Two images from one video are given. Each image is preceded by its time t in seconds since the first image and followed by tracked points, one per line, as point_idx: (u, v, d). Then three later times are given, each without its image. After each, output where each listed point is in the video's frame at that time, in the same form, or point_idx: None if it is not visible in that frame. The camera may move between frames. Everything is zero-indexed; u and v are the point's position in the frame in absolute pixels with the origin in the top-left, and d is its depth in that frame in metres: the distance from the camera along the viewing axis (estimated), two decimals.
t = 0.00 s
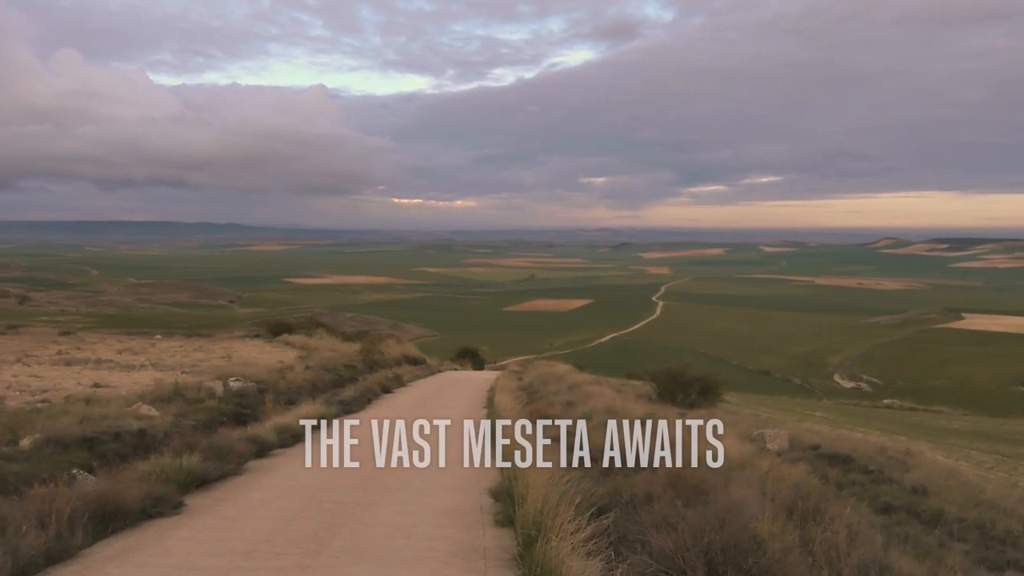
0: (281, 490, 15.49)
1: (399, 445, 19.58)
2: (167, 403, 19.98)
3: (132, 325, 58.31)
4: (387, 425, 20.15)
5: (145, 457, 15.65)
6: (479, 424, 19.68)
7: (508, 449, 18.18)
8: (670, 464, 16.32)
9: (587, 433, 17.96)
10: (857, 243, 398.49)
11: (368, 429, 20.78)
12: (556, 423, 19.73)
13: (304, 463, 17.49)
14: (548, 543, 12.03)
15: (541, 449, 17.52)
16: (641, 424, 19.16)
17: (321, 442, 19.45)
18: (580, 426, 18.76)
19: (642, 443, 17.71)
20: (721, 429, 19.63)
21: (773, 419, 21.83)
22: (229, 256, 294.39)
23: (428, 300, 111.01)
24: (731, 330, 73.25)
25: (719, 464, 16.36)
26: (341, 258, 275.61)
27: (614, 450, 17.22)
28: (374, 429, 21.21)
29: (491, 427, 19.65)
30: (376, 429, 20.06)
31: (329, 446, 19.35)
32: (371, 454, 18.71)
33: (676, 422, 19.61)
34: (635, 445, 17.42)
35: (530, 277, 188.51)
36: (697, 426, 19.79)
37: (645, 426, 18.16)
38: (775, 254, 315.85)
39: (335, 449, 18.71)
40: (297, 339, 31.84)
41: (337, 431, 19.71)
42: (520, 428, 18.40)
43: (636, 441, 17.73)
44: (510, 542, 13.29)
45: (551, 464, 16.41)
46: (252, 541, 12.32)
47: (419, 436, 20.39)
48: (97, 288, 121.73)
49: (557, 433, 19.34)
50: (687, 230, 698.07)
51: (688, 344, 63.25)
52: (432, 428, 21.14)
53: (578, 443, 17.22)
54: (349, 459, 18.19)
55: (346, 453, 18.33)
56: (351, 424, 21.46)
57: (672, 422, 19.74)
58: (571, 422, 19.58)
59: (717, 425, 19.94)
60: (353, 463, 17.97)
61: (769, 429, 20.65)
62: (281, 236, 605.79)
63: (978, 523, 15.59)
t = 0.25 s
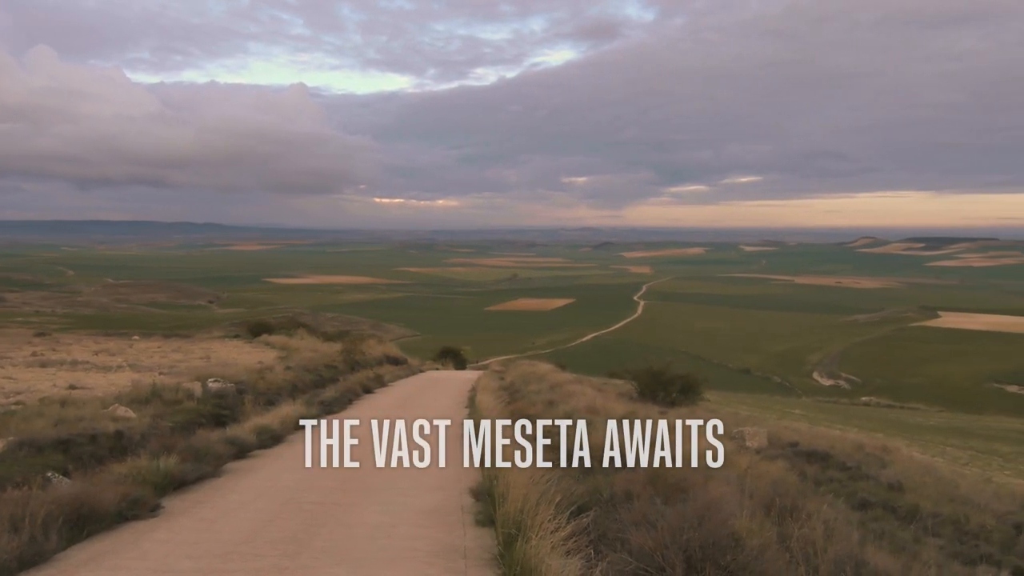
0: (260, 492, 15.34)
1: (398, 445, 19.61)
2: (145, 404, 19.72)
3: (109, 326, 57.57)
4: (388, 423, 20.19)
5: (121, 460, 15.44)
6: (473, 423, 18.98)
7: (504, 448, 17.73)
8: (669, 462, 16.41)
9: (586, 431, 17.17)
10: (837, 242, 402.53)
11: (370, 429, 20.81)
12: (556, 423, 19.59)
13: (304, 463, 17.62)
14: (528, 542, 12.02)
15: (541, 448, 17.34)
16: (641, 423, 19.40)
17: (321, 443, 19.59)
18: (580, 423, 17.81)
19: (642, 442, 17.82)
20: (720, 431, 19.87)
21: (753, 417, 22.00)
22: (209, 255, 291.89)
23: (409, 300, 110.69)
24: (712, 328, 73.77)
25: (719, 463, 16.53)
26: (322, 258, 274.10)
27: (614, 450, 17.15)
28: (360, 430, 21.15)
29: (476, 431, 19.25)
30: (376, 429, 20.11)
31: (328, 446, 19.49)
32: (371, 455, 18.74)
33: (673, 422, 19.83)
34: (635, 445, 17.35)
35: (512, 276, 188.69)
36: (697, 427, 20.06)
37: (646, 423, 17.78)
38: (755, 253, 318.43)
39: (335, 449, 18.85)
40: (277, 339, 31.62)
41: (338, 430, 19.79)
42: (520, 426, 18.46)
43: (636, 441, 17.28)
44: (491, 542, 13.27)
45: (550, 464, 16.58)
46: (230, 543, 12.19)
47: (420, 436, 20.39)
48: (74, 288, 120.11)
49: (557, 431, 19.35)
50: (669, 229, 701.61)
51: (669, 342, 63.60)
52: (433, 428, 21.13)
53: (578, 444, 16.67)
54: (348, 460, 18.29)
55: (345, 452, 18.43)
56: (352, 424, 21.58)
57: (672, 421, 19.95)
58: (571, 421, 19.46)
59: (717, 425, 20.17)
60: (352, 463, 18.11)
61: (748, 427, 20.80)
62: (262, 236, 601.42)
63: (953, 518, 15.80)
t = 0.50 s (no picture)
0: (239, 493, 15.21)
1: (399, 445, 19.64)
2: (121, 406, 19.47)
3: (84, 327, 56.80)
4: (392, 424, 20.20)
5: (97, 463, 15.24)
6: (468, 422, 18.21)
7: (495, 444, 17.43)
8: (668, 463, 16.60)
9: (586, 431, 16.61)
10: (816, 242, 406.44)
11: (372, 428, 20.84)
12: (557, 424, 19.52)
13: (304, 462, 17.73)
14: (508, 542, 12.02)
15: (541, 449, 17.14)
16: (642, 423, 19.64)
17: (323, 440, 19.75)
18: (579, 424, 17.19)
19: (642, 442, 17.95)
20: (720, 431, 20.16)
21: (733, 415, 22.17)
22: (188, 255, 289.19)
23: (391, 300, 110.40)
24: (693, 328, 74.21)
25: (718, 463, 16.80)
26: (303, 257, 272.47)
27: (614, 450, 17.11)
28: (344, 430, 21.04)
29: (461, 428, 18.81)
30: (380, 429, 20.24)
31: (329, 445, 19.60)
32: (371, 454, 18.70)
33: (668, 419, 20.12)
34: (636, 444, 17.35)
35: (494, 276, 188.96)
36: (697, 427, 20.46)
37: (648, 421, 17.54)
38: (735, 252, 320.79)
39: (335, 449, 18.95)
40: (257, 340, 31.39)
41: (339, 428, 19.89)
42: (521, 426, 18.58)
43: (636, 441, 16.96)
44: (471, 542, 13.25)
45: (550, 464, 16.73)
46: (208, 545, 12.08)
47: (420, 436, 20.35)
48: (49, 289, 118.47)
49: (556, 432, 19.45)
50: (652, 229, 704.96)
51: (650, 341, 63.92)
52: (433, 428, 21.12)
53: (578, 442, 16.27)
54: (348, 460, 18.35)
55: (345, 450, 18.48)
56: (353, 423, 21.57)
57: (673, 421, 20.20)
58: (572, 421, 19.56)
59: (717, 425, 20.44)
60: (352, 463, 18.11)
61: (727, 425, 20.96)
62: (243, 236, 596.65)
63: (928, 514, 16.02)
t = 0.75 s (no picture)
0: (217, 495, 15.07)
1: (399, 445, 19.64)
2: (98, 408, 19.21)
3: (59, 328, 55.97)
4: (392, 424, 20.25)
5: (72, 465, 15.03)
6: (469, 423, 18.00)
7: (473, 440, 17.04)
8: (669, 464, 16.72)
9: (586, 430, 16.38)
10: (796, 241, 410.29)
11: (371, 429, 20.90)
12: (556, 424, 19.54)
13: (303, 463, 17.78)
14: (489, 541, 11.99)
15: (541, 449, 17.04)
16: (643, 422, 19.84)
17: (322, 440, 19.82)
18: (579, 424, 16.87)
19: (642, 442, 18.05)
20: (720, 431, 20.33)
21: (713, 413, 22.31)
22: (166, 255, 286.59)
23: (372, 300, 109.98)
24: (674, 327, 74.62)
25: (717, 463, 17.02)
26: (284, 258, 270.73)
27: (614, 450, 17.08)
28: (329, 430, 20.93)
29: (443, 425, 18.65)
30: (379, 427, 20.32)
31: (329, 445, 19.63)
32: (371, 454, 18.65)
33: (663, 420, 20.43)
34: (635, 444, 17.39)
35: (475, 276, 188.84)
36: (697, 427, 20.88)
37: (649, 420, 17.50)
38: (715, 252, 322.98)
39: (335, 450, 18.96)
40: (237, 340, 31.15)
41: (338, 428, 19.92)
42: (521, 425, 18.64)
43: (635, 441, 16.91)
44: (452, 542, 13.22)
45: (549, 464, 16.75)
46: (186, 548, 11.95)
47: (421, 436, 20.31)
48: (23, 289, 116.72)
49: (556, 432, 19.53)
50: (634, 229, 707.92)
51: (631, 340, 64.24)
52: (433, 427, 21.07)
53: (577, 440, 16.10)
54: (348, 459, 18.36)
55: (345, 450, 18.47)
56: (353, 423, 21.55)
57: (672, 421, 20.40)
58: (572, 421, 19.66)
59: (717, 425, 20.66)
60: (351, 463, 18.08)
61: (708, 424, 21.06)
62: (223, 236, 591.45)
63: (904, 510, 16.23)
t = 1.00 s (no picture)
0: (195, 497, 14.92)
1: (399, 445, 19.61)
2: (73, 410, 18.95)
3: (33, 329, 55.17)
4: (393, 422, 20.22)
5: (47, 468, 14.80)
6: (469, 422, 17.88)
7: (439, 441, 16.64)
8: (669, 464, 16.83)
9: (586, 430, 16.28)
10: (776, 241, 413.89)
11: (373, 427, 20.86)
12: (556, 424, 19.58)
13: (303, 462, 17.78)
14: (469, 541, 11.98)
15: (541, 448, 16.97)
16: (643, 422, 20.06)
17: (322, 440, 19.87)
18: (579, 423, 16.71)
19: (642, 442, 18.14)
20: (720, 429, 20.49)
21: (694, 412, 22.45)
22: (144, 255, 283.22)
23: (353, 300, 109.47)
24: (655, 326, 74.98)
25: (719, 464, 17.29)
26: (264, 258, 268.68)
27: (615, 450, 17.14)
28: (313, 430, 20.83)
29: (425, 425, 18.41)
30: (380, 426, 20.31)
31: (329, 445, 19.63)
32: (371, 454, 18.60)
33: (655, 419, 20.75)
34: (635, 444, 17.45)
35: (458, 275, 188.56)
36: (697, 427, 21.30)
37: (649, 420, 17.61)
38: (696, 252, 324.99)
39: (332, 450, 18.91)
40: (216, 341, 30.90)
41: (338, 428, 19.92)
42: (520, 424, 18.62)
43: (635, 441, 16.97)
44: (433, 541, 13.18)
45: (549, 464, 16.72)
46: (164, 550, 11.83)
47: (421, 435, 20.22)
48: None
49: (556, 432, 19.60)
50: (616, 229, 710.57)
51: (613, 340, 64.47)
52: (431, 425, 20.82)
53: (574, 440, 16.01)
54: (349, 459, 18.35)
55: (346, 451, 18.45)
56: (353, 423, 21.48)
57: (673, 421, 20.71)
58: (571, 421, 19.72)
59: (717, 425, 20.78)
60: (352, 463, 18.05)
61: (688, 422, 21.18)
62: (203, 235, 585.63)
63: (880, 506, 16.42)
